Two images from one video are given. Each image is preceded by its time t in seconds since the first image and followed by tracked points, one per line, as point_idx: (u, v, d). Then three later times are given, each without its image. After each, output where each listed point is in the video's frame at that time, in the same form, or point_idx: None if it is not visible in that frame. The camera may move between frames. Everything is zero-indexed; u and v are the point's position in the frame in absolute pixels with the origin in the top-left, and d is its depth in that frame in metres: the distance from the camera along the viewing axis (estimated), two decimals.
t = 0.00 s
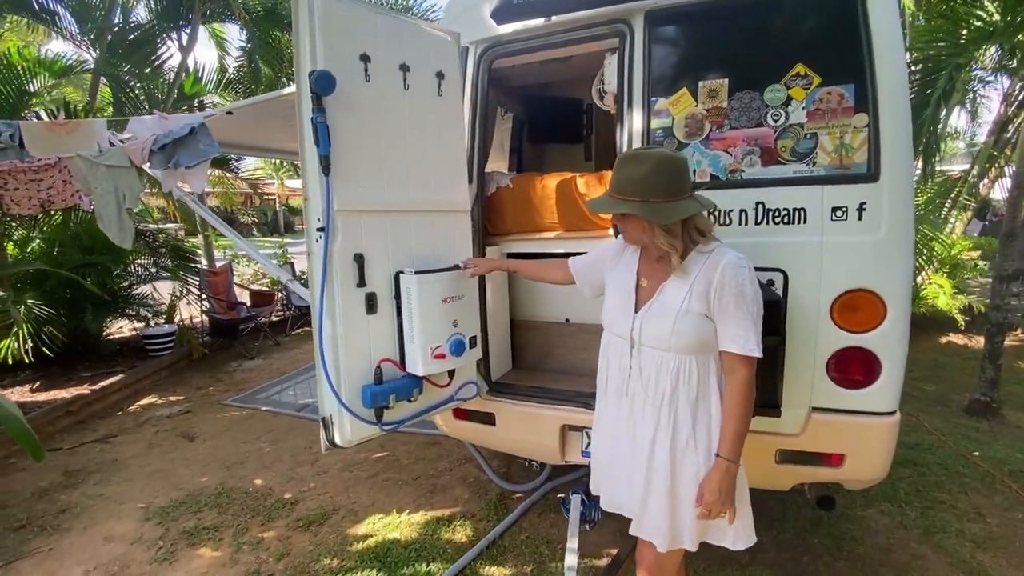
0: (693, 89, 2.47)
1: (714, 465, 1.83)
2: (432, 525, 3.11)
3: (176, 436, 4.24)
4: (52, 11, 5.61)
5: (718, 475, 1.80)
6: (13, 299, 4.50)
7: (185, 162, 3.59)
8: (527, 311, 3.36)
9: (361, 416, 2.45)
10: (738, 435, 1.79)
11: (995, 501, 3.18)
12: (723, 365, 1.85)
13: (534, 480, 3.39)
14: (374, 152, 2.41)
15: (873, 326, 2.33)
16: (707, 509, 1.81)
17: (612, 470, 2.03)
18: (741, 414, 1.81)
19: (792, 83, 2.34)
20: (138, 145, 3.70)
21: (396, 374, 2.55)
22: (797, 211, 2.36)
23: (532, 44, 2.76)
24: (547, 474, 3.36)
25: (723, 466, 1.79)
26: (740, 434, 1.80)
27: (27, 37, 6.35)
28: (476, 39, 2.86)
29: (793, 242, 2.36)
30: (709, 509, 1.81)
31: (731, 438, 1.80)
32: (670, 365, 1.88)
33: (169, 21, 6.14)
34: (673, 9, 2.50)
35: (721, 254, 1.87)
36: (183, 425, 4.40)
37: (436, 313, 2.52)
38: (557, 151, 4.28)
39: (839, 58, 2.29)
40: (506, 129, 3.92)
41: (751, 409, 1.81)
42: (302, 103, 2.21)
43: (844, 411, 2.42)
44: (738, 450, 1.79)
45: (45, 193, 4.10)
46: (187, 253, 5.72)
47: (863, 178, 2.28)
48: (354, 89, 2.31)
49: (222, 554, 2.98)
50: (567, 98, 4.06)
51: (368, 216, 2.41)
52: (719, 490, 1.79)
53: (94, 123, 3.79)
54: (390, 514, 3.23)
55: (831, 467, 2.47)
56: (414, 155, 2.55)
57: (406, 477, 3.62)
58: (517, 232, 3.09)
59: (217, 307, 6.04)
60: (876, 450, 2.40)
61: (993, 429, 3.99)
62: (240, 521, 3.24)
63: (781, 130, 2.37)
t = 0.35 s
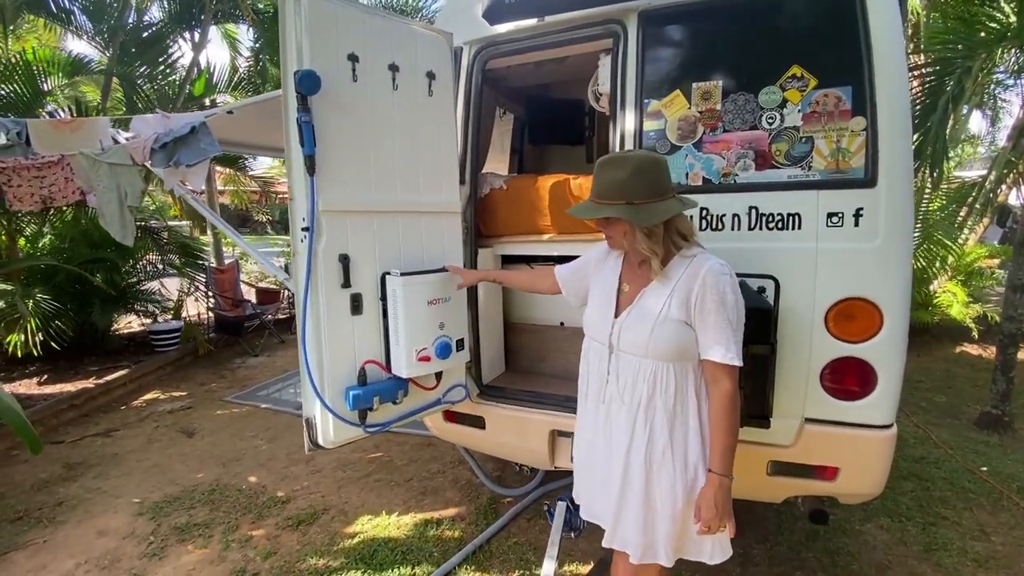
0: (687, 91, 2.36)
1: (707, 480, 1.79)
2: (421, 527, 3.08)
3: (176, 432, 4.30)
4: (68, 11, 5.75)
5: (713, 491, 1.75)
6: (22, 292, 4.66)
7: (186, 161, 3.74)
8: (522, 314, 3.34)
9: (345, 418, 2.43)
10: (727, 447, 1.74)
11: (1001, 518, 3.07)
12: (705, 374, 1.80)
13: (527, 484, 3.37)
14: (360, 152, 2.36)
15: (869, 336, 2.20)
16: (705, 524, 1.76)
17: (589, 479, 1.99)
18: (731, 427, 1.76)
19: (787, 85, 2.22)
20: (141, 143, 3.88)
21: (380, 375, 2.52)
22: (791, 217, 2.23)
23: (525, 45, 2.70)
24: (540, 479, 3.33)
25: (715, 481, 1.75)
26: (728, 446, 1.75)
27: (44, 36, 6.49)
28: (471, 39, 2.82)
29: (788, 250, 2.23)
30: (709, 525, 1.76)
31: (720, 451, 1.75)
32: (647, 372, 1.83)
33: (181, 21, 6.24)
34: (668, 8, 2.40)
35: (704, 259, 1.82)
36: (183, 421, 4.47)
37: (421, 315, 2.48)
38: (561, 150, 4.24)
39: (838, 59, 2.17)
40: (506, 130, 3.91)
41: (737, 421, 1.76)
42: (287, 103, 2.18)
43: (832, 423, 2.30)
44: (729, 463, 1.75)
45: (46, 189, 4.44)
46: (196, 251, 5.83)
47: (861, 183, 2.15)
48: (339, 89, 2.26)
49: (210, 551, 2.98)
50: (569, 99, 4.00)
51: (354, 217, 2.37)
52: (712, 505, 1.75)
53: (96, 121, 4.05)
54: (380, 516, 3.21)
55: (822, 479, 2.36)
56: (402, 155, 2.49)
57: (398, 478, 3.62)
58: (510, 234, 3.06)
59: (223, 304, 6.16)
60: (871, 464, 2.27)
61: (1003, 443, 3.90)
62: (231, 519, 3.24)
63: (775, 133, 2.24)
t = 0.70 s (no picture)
0: (672, 95, 2.32)
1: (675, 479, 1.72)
2: (407, 528, 3.08)
3: (172, 429, 4.39)
4: (77, 12, 5.84)
5: (680, 491, 1.69)
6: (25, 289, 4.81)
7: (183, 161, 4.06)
8: (512, 318, 3.33)
9: (327, 418, 2.43)
10: (697, 447, 1.70)
11: (994, 531, 3.02)
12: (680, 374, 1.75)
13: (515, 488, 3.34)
14: (344, 154, 2.35)
15: (848, 346, 2.13)
16: (671, 527, 1.69)
17: (561, 482, 1.98)
18: (706, 429, 1.72)
19: (772, 90, 2.16)
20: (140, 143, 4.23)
21: (362, 376, 2.52)
22: (774, 223, 2.16)
23: (512, 49, 2.68)
24: (529, 482, 3.31)
25: (685, 482, 1.69)
26: (698, 447, 1.70)
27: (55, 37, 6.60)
28: (459, 43, 2.82)
29: (770, 256, 2.16)
30: (674, 528, 1.70)
31: (691, 453, 1.70)
32: (623, 373, 1.80)
33: (188, 23, 6.33)
34: (653, 13, 2.35)
35: (679, 259, 1.81)
36: (179, 419, 4.57)
37: (404, 316, 2.49)
38: (556, 154, 4.24)
39: (823, 64, 2.10)
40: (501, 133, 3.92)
41: (709, 422, 1.72)
42: (271, 107, 2.17)
43: (811, 432, 2.20)
44: (698, 462, 1.69)
45: (46, 187, 4.49)
46: (198, 251, 6.10)
47: (844, 190, 2.08)
48: (322, 93, 2.25)
49: (197, 548, 3.00)
50: (563, 102, 3.99)
51: (336, 219, 2.36)
52: (679, 507, 1.69)
53: (96, 122, 4.41)
54: (367, 516, 3.21)
55: (802, 487, 2.27)
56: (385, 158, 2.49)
57: (388, 479, 3.63)
58: (499, 237, 3.06)
59: (224, 303, 6.34)
60: (855, 472, 2.17)
61: (1001, 455, 3.88)
62: (219, 516, 3.27)
63: (759, 139, 2.19)
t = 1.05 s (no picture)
0: (659, 103, 2.34)
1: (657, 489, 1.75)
2: (397, 529, 3.11)
3: (171, 427, 4.46)
4: (87, 15, 5.92)
5: (662, 500, 1.72)
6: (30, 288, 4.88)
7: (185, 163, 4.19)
8: (504, 321, 3.36)
9: (317, 418, 2.44)
10: (676, 457, 1.72)
11: (985, 541, 3.01)
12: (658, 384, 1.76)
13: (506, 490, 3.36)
14: (335, 159, 2.38)
15: (832, 353, 2.12)
16: (656, 534, 1.73)
17: (537, 485, 2.00)
18: (685, 439, 1.74)
19: (757, 99, 2.17)
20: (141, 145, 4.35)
21: (352, 378, 2.54)
22: (759, 231, 2.17)
23: (505, 56, 2.71)
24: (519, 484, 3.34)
25: (666, 491, 1.72)
26: (678, 456, 1.72)
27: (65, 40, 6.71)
28: (452, 51, 2.85)
29: (755, 264, 2.17)
30: (658, 535, 1.73)
31: (671, 462, 1.72)
32: (601, 380, 1.82)
33: (196, 27, 6.41)
34: (642, 23, 2.37)
35: (663, 270, 1.82)
36: (179, 417, 4.65)
37: (393, 319, 2.52)
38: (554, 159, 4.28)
39: (807, 75, 2.12)
40: (498, 139, 3.97)
41: (688, 432, 1.74)
42: (264, 113, 2.21)
43: (794, 438, 2.19)
44: (680, 473, 1.71)
45: (51, 188, 4.63)
46: (201, 251, 6.21)
47: (827, 199, 2.09)
48: (315, 100, 2.28)
49: (190, 544, 3.05)
50: (560, 108, 4.03)
51: (328, 223, 2.39)
52: (661, 515, 1.72)
53: (101, 126, 4.47)
54: (358, 516, 3.24)
55: (786, 495, 2.22)
56: (377, 163, 2.52)
57: (381, 479, 3.67)
58: (490, 241, 3.09)
59: (226, 303, 6.55)
60: (837, 482, 2.14)
61: (997, 465, 3.86)
62: (213, 513, 3.32)
63: (744, 147, 2.20)
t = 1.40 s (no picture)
0: (651, 119, 2.40)
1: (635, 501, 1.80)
2: (395, 532, 3.17)
3: (174, 429, 4.54)
4: (96, 23, 6.03)
5: (639, 513, 1.76)
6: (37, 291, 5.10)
7: (191, 171, 4.35)
8: (502, 328, 3.42)
9: (317, 423, 2.49)
10: (655, 471, 1.76)
11: (974, 550, 3.05)
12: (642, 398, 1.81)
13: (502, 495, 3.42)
14: (336, 171, 2.45)
15: (819, 365, 2.16)
16: (631, 546, 1.77)
17: (524, 489, 2.07)
18: (666, 453, 1.78)
19: (746, 117, 2.24)
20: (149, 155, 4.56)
21: (351, 383, 2.60)
22: (748, 245, 2.23)
23: (504, 71, 2.78)
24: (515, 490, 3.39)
25: (643, 504, 1.76)
26: (657, 471, 1.76)
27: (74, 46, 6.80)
28: (452, 65, 2.92)
29: (743, 276, 2.23)
30: (634, 547, 1.77)
31: (649, 476, 1.76)
32: (583, 390, 1.88)
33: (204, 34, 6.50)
34: (637, 41, 2.43)
35: (649, 288, 1.87)
36: (182, 420, 4.73)
37: (392, 328, 2.58)
38: (554, 169, 4.35)
39: (794, 93, 2.18)
40: (498, 149, 4.04)
41: (669, 448, 1.78)
42: (268, 129, 2.26)
43: (784, 448, 2.22)
44: (658, 488, 1.76)
45: (61, 196, 4.71)
46: (206, 255, 6.32)
47: (814, 215, 2.15)
48: (317, 115, 2.35)
49: (192, 545, 3.11)
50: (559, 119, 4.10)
51: (330, 233, 2.46)
52: (636, 526, 1.76)
53: (111, 133, 4.66)
54: (356, 519, 3.30)
55: (777, 503, 2.26)
56: (378, 174, 2.59)
57: (380, 483, 3.73)
58: (487, 249, 3.16)
59: (230, 306, 6.79)
60: (822, 492, 2.18)
61: (990, 474, 3.90)
62: (215, 515, 3.38)
63: (733, 164, 2.26)
